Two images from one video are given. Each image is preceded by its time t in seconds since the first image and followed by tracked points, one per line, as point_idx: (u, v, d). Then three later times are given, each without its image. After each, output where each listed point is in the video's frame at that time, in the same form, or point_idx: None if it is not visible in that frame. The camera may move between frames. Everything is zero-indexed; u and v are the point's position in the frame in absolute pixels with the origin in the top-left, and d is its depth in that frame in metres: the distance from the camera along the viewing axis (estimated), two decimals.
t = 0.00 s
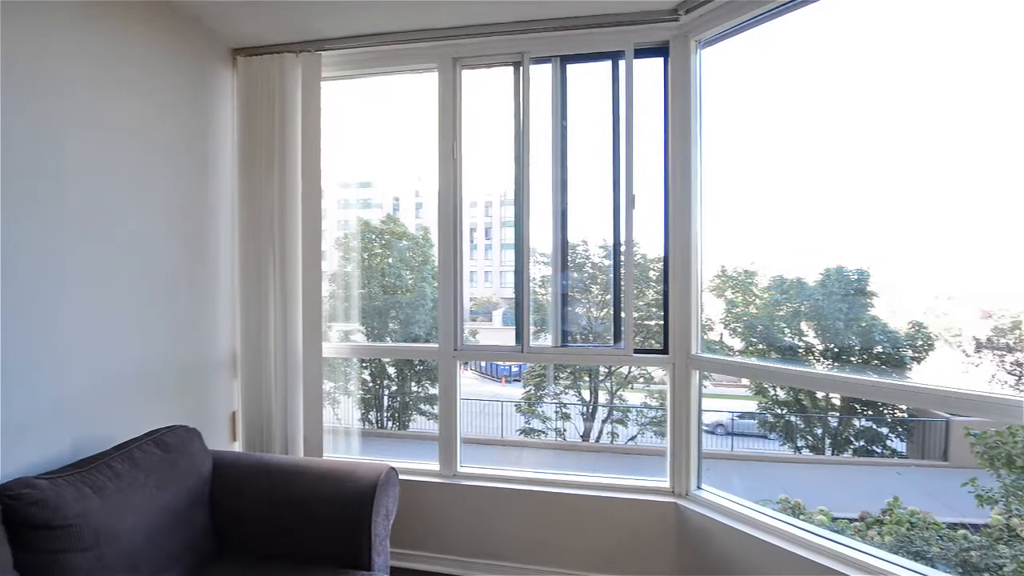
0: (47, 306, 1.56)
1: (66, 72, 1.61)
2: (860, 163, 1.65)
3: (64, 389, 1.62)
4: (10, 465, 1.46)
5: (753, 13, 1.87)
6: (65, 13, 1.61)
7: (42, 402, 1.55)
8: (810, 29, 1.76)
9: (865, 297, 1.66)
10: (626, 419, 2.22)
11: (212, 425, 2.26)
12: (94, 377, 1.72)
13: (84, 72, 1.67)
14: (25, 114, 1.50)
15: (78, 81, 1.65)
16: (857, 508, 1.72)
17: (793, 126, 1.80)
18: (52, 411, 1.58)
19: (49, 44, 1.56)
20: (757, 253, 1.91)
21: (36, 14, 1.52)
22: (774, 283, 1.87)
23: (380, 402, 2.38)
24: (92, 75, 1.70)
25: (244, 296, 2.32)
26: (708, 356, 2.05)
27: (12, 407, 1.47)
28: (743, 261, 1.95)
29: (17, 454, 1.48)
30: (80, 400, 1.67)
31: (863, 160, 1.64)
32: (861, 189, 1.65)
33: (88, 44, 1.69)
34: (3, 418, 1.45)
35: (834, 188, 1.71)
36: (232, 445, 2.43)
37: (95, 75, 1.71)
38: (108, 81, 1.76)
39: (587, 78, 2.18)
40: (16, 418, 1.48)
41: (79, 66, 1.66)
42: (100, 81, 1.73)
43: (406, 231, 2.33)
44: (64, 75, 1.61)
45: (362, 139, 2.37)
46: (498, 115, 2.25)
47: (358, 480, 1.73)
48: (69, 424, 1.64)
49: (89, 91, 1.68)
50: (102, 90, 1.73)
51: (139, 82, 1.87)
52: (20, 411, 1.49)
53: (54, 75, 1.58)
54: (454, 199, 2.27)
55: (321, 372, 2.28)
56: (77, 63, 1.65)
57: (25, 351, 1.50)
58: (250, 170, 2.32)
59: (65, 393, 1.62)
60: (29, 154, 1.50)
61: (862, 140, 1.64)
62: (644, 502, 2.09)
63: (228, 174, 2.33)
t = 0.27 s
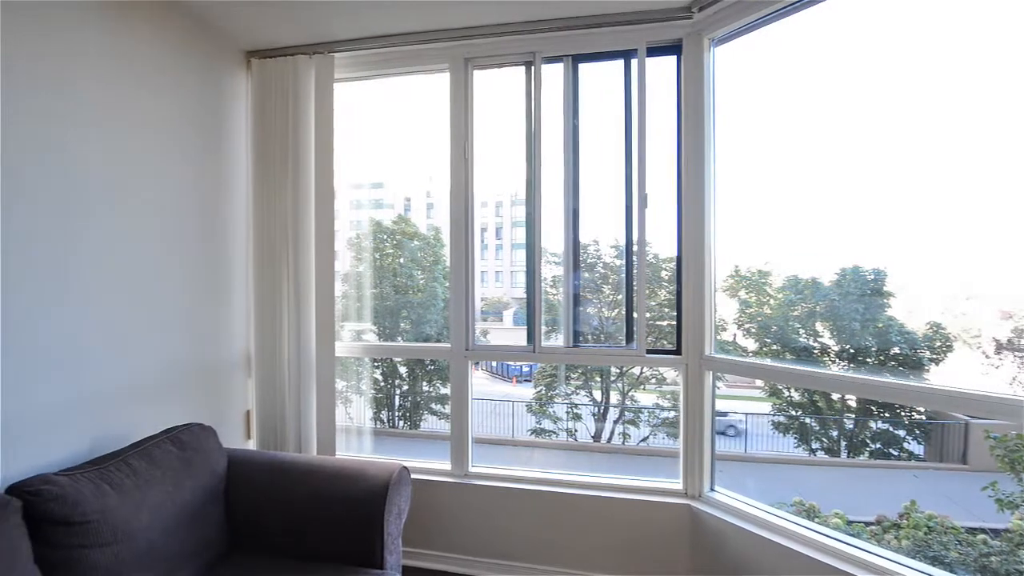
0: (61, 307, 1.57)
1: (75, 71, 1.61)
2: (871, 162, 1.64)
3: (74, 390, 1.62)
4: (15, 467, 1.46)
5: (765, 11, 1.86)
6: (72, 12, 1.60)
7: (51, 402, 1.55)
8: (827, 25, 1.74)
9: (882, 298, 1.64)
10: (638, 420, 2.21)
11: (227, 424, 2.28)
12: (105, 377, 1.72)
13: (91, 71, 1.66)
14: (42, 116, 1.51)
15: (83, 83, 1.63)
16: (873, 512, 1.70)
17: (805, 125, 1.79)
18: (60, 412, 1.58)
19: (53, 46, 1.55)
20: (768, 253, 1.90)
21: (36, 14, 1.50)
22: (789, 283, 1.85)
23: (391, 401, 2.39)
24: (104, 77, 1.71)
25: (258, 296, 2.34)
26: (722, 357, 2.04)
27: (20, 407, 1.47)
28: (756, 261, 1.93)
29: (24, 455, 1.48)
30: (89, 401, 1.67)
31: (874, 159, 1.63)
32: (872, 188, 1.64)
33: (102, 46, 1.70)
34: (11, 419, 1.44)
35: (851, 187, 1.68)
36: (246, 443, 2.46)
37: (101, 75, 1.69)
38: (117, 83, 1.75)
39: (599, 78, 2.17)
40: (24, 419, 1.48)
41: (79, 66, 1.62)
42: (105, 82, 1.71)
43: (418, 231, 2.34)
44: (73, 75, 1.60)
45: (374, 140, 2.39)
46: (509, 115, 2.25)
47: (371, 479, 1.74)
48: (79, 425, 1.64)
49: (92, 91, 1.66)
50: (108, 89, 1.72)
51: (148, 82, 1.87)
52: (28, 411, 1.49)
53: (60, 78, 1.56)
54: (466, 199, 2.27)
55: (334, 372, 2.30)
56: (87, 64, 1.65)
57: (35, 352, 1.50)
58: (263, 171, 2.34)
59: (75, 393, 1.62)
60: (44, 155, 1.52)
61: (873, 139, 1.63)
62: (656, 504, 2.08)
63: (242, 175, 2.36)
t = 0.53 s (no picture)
0: (70, 306, 1.57)
1: (82, 70, 1.60)
2: (893, 158, 1.60)
3: (77, 390, 1.60)
4: (15, 468, 1.43)
5: (781, 8, 1.84)
6: (77, 11, 1.58)
7: (53, 403, 1.53)
8: (845, 21, 1.71)
9: (899, 298, 1.61)
10: (650, 421, 2.20)
11: (242, 422, 2.31)
12: (110, 377, 1.70)
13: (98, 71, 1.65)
14: (56, 117, 1.53)
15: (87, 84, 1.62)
16: (891, 516, 1.67)
17: (824, 122, 1.76)
18: (63, 412, 1.56)
19: (57, 46, 1.53)
20: (786, 252, 1.87)
21: (36, 14, 1.47)
22: (804, 283, 1.83)
23: (404, 401, 2.40)
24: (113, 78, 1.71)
25: (272, 295, 2.36)
26: (736, 358, 2.02)
27: (22, 408, 1.45)
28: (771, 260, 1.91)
29: (24, 456, 1.45)
30: (93, 401, 1.65)
31: (897, 155, 1.60)
32: (895, 185, 1.60)
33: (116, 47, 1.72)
34: (12, 419, 1.42)
35: (869, 185, 1.66)
36: (261, 441, 2.48)
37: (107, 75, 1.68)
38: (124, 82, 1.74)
39: (611, 76, 2.16)
40: (25, 419, 1.46)
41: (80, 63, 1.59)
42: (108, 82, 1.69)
43: (429, 231, 2.35)
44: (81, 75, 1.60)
45: (387, 140, 2.40)
46: (521, 115, 2.26)
47: (384, 478, 1.75)
48: (82, 425, 1.62)
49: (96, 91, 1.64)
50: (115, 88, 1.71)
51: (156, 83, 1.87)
52: (30, 411, 1.47)
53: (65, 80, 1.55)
54: (478, 199, 2.28)
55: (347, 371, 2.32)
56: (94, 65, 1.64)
57: (37, 351, 1.48)
58: (277, 171, 2.36)
59: (78, 393, 1.60)
60: (58, 155, 1.53)
61: (896, 135, 1.60)
62: (669, 505, 2.06)
63: (257, 176, 2.39)
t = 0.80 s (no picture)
0: (85, 305, 1.59)
1: (87, 68, 1.59)
2: (913, 156, 1.58)
3: (83, 391, 1.59)
4: (15, 468, 1.42)
5: (797, 4, 1.82)
6: (94, 16, 1.61)
7: (57, 403, 1.52)
8: (862, 17, 1.69)
9: (917, 299, 1.59)
10: (663, 422, 2.18)
11: (257, 420, 2.34)
12: (117, 378, 1.69)
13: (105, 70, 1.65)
14: (73, 120, 1.55)
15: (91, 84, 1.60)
16: (909, 520, 1.64)
17: (842, 120, 1.73)
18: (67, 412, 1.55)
19: (56, 44, 1.51)
20: (802, 251, 1.85)
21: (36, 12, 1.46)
22: (820, 283, 1.81)
23: (415, 400, 2.41)
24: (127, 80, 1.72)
25: (287, 295, 2.39)
26: (750, 358, 2.00)
27: (24, 408, 1.44)
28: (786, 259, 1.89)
29: (26, 456, 1.45)
30: (99, 402, 1.64)
31: (917, 153, 1.57)
32: (915, 184, 1.57)
33: (132, 51, 1.75)
34: (11, 420, 1.41)
35: (888, 183, 1.63)
36: (275, 439, 2.51)
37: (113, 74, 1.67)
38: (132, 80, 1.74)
39: (624, 76, 2.15)
40: (27, 420, 1.44)
41: (92, 67, 1.61)
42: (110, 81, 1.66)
43: (441, 232, 2.36)
44: (85, 73, 1.58)
45: (399, 141, 2.41)
46: (533, 115, 2.26)
47: (397, 477, 1.75)
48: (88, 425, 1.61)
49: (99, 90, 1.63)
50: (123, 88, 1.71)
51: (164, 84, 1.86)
52: (32, 412, 1.46)
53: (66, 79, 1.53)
54: (490, 199, 2.28)
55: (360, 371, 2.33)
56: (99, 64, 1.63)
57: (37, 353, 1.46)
58: (291, 172, 2.38)
59: (83, 394, 1.59)
60: (75, 157, 1.56)
61: (916, 132, 1.57)
62: (682, 507, 2.05)
63: (271, 177, 2.41)
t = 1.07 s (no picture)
0: (102, 304, 1.61)
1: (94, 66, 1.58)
2: (933, 154, 1.55)
3: (89, 390, 1.57)
4: (15, 468, 1.39)
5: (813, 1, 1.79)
6: (113, 20, 1.64)
7: (62, 402, 1.50)
8: (883, 12, 1.65)
9: (936, 299, 1.56)
10: (675, 423, 2.17)
11: (271, 419, 2.36)
12: (125, 378, 1.68)
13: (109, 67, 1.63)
14: (93, 122, 1.58)
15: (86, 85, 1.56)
16: (927, 524, 1.61)
17: (859, 118, 1.71)
18: (72, 411, 1.53)
19: (67, 46, 1.51)
20: (818, 251, 1.83)
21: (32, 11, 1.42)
22: (836, 283, 1.78)
23: (427, 400, 2.42)
24: (137, 83, 1.72)
25: (301, 295, 2.41)
26: (764, 359, 1.98)
27: (29, 406, 1.42)
28: (802, 259, 1.87)
29: (28, 456, 1.42)
30: (105, 402, 1.62)
31: (937, 151, 1.54)
32: (935, 182, 1.54)
33: (149, 53, 1.77)
34: (16, 418, 1.39)
35: (907, 181, 1.60)
36: (289, 438, 2.53)
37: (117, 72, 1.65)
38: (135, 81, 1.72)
39: (637, 74, 2.15)
40: (31, 419, 1.42)
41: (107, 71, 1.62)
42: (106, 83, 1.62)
43: (453, 232, 2.37)
44: (86, 71, 1.56)
45: (411, 141, 2.42)
46: (545, 114, 2.25)
47: (409, 476, 1.76)
48: (94, 425, 1.59)
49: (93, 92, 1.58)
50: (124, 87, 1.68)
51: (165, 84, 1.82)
52: (37, 410, 1.44)
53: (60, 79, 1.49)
54: (501, 199, 2.28)
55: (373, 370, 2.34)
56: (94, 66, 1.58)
57: (45, 350, 1.45)
58: (305, 173, 2.40)
59: (89, 394, 1.57)
60: (95, 160, 1.58)
61: (936, 130, 1.54)
62: (695, 509, 2.04)
63: (286, 177, 2.44)
